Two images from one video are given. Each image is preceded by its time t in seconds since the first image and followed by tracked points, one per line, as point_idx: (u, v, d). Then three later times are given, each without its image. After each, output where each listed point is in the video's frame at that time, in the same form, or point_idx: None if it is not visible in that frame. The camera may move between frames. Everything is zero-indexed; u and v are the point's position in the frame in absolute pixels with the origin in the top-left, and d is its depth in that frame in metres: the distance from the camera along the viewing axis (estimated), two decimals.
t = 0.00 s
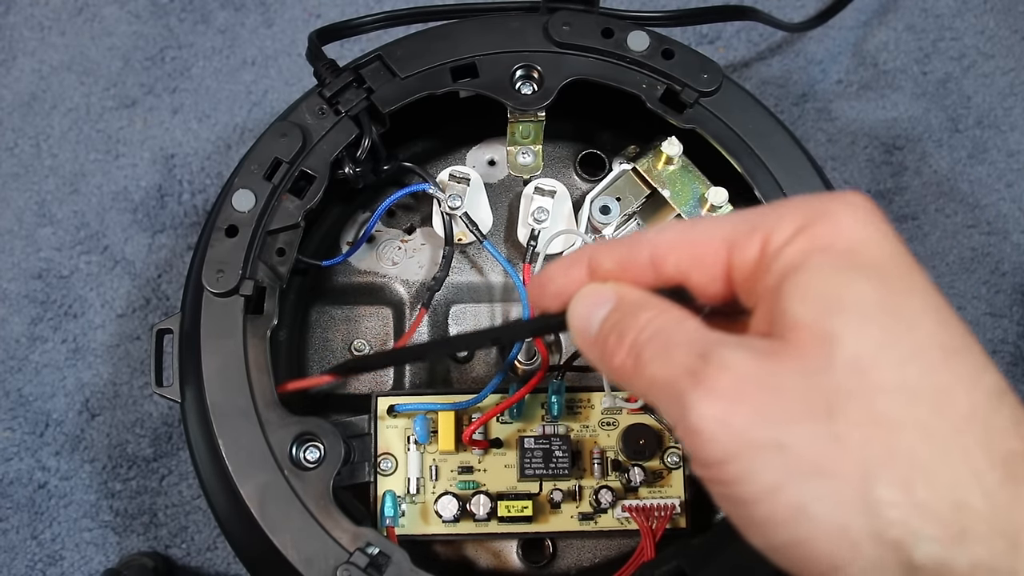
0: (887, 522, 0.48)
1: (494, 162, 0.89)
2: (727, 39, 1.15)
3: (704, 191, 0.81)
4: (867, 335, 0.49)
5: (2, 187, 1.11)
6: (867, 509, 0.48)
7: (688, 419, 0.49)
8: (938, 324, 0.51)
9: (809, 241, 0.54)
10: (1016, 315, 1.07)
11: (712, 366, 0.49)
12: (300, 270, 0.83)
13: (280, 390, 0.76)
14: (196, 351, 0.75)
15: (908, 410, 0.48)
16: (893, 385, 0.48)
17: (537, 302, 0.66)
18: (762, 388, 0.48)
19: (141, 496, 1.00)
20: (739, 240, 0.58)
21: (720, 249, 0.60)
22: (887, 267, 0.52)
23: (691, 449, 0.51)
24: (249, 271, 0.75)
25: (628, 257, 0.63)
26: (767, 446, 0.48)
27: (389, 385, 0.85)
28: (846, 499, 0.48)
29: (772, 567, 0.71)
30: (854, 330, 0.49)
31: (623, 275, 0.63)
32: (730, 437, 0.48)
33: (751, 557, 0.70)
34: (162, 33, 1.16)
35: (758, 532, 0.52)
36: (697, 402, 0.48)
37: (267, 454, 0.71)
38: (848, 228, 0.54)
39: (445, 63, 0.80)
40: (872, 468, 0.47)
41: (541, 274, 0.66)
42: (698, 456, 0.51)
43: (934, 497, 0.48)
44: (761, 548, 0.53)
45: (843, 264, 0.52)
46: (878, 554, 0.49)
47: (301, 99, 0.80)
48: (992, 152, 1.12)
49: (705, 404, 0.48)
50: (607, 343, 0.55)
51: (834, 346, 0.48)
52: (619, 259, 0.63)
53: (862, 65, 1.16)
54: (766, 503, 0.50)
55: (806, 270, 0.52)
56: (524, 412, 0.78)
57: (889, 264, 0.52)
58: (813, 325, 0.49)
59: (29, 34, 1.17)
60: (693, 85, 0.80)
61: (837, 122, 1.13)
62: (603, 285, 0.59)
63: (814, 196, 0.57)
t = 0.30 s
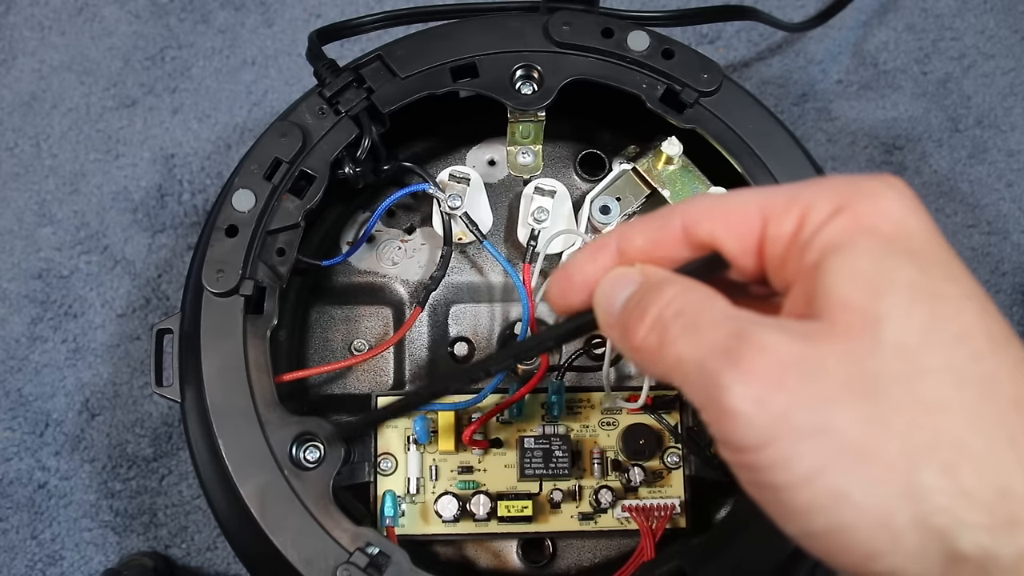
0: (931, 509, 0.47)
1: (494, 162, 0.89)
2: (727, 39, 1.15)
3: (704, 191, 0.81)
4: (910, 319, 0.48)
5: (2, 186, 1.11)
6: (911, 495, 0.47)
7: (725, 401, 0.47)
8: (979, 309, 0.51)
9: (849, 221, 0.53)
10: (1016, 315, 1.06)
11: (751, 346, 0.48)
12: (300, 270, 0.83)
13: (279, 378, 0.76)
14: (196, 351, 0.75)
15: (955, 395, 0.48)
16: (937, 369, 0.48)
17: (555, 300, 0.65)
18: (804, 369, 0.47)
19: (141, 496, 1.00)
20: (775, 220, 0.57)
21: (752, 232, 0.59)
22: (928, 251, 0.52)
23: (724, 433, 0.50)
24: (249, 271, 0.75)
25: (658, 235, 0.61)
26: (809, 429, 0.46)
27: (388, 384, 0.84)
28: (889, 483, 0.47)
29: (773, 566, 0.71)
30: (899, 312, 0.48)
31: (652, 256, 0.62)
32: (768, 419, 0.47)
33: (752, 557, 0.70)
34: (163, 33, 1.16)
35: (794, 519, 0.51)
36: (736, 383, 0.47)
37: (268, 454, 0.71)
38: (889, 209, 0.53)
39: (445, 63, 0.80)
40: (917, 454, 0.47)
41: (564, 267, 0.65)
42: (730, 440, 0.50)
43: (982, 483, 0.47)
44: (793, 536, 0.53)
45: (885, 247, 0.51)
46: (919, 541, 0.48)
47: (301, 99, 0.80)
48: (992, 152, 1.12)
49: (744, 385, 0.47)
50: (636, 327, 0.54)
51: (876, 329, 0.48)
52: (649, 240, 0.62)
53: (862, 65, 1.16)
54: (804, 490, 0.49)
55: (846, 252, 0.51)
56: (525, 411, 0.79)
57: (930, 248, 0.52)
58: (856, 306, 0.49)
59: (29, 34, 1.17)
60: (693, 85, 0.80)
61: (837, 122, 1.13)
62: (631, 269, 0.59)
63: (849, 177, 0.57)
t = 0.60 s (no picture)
0: (925, 511, 0.47)
1: (494, 162, 0.89)
2: (727, 40, 1.15)
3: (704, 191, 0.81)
4: (903, 319, 0.48)
5: (2, 186, 1.11)
6: (906, 496, 0.47)
7: (717, 400, 0.48)
8: (975, 308, 0.50)
9: (844, 221, 0.53)
10: (1016, 314, 1.07)
11: (744, 345, 0.48)
12: (300, 270, 0.83)
13: (279, 378, 0.76)
14: (196, 351, 0.75)
15: (949, 395, 0.47)
16: (931, 369, 0.48)
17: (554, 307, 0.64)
18: (796, 368, 0.47)
19: (141, 496, 1.00)
20: (770, 218, 0.57)
21: (748, 228, 0.59)
22: (923, 251, 0.52)
23: (716, 433, 0.50)
24: (249, 271, 0.75)
25: (653, 235, 0.61)
26: (802, 429, 0.47)
27: (388, 384, 0.84)
28: (884, 485, 0.47)
29: (772, 566, 0.71)
30: (894, 312, 0.48)
31: (647, 256, 0.62)
32: (760, 418, 0.47)
33: (751, 556, 0.70)
34: (162, 33, 1.16)
35: (788, 521, 0.50)
36: (728, 382, 0.47)
37: (267, 454, 0.71)
38: (884, 209, 0.53)
39: (445, 63, 0.80)
40: (910, 454, 0.46)
41: (560, 272, 0.64)
42: (724, 441, 0.50)
43: (976, 484, 0.47)
44: (789, 538, 0.52)
45: (879, 246, 0.51)
46: (914, 544, 0.48)
47: (301, 99, 0.80)
48: (992, 152, 1.12)
49: (736, 384, 0.47)
50: (628, 325, 0.54)
51: (868, 329, 0.48)
52: (643, 240, 0.62)
53: (862, 65, 1.16)
54: (798, 492, 0.48)
55: (840, 253, 0.51)
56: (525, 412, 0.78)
57: (925, 248, 0.52)
58: (851, 305, 0.49)
59: (29, 34, 1.17)
60: (693, 85, 0.80)
61: (837, 122, 1.13)
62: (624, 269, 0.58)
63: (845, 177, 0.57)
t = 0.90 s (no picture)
0: (953, 524, 0.48)
1: (494, 162, 0.89)
2: (727, 39, 1.15)
3: (704, 191, 0.81)
4: (933, 334, 0.48)
5: (2, 186, 1.11)
6: (932, 511, 0.47)
7: (746, 419, 0.48)
8: (1003, 320, 0.50)
9: (871, 232, 0.53)
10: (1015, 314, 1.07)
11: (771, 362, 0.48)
12: (300, 270, 0.83)
13: (279, 377, 0.76)
14: (196, 351, 0.75)
15: (975, 410, 0.47)
16: (960, 384, 0.47)
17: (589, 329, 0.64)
18: (827, 386, 0.47)
19: (141, 496, 1.00)
20: (798, 231, 0.57)
21: (777, 242, 0.59)
22: (952, 262, 0.51)
23: (745, 450, 0.50)
24: (249, 271, 0.75)
25: (685, 251, 0.61)
26: (830, 448, 0.47)
27: (388, 384, 0.84)
28: (911, 500, 0.47)
29: (772, 566, 0.71)
30: (922, 327, 0.48)
31: (680, 274, 0.62)
32: (790, 437, 0.47)
33: (751, 556, 0.70)
34: (163, 33, 1.16)
35: (816, 536, 0.51)
36: (756, 401, 0.47)
37: (268, 454, 0.71)
38: (912, 220, 0.53)
39: (445, 63, 0.80)
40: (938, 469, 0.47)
41: (596, 296, 0.64)
42: (752, 457, 0.50)
43: (1003, 498, 0.47)
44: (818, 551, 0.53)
45: (908, 260, 0.51)
46: (942, 557, 0.49)
47: (301, 99, 0.80)
48: (992, 152, 1.12)
49: (766, 403, 0.47)
50: (656, 341, 0.54)
51: (899, 344, 0.47)
52: (677, 257, 0.62)
53: (862, 65, 1.16)
54: (827, 508, 0.49)
55: (870, 265, 0.51)
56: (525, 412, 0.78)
57: (954, 259, 0.51)
58: (880, 320, 0.48)
59: (29, 34, 1.17)
60: (693, 85, 0.80)
61: (836, 122, 1.13)
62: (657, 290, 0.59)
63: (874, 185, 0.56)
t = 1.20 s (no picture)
0: (946, 537, 0.47)
1: (494, 162, 0.89)
2: (727, 39, 1.15)
3: (704, 191, 0.81)
4: (926, 349, 0.48)
5: (2, 186, 1.11)
6: (925, 523, 0.47)
7: (741, 434, 0.48)
8: (998, 333, 0.50)
9: (867, 248, 0.53)
10: (1016, 314, 1.07)
11: (766, 378, 0.48)
12: (300, 270, 0.82)
13: (279, 377, 0.76)
14: (196, 351, 0.75)
15: (968, 423, 0.47)
16: (953, 397, 0.47)
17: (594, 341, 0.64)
18: (819, 401, 0.47)
19: (141, 496, 1.00)
20: (796, 246, 0.57)
21: (775, 257, 0.58)
22: (948, 278, 0.51)
23: (743, 463, 0.50)
24: (249, 271, 0.75)
25: (686, 268, 0.61)
26: (825, 461, 0.47)
27: (388, 384, 0.84)
28: (905, 512, 0.47)
29: (772, 566, 0.71)
30: (915, 342, 0.48)
31: (682, 289, 0.62)
32: (785, 451, 0.47)
33: (751, 557, 0.70)
34: (162, 33, 1.16)
35: (813, 546, 0.51)
36: (752, 416, 0.48)
37: (268, 454, 0.71)
38: (908, 236, 0.53)
39: (445, 63, 0.80)
40: (929, 481, 0.46)
41: (600, 309, 0.64)
42: (750, 470, 0.50)
43: (995, 510, 0.46)
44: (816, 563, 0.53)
45: (902, 275, 0.51)
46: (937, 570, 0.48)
47: (301, 99, 0.80)
48: (992, 152, 1.12)
49: (761, 418, 0.48)
50: (655, 357, 0.54)
51: (892, 359, 0.48)
52: (678, 273, 0.61)
53: (862, 65, 1.16)
54: (822, 518, 0.49)
55: (865, 281, 0.51)
56: (526, 412, 0.78)
57: (949, 274, 0.52)
58: (873, 336, 0.49)
59: (29, 34, 1.17)
60: (693, 85, 0.80)
61: (836, 122, 1.13)
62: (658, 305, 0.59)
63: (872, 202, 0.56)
